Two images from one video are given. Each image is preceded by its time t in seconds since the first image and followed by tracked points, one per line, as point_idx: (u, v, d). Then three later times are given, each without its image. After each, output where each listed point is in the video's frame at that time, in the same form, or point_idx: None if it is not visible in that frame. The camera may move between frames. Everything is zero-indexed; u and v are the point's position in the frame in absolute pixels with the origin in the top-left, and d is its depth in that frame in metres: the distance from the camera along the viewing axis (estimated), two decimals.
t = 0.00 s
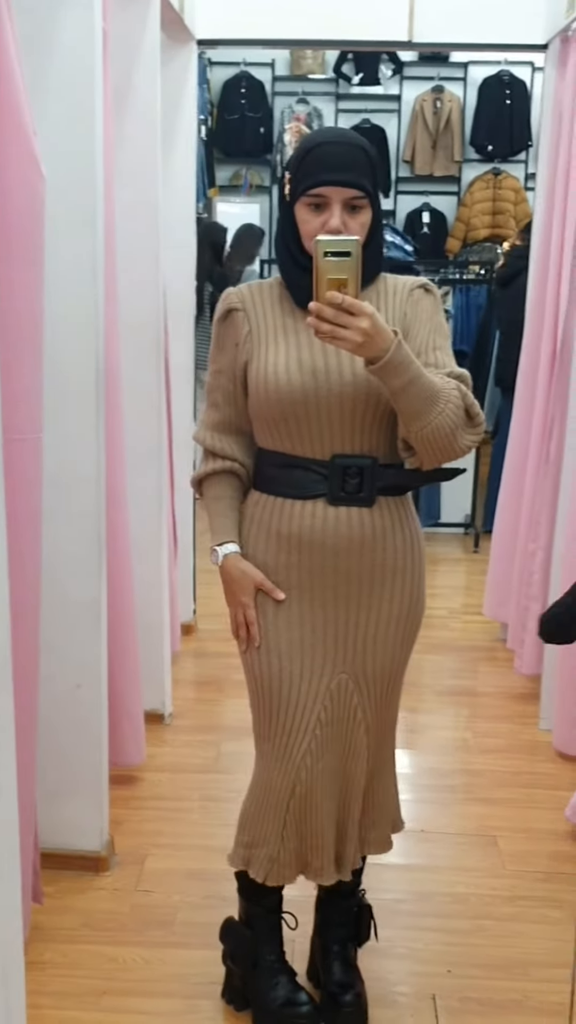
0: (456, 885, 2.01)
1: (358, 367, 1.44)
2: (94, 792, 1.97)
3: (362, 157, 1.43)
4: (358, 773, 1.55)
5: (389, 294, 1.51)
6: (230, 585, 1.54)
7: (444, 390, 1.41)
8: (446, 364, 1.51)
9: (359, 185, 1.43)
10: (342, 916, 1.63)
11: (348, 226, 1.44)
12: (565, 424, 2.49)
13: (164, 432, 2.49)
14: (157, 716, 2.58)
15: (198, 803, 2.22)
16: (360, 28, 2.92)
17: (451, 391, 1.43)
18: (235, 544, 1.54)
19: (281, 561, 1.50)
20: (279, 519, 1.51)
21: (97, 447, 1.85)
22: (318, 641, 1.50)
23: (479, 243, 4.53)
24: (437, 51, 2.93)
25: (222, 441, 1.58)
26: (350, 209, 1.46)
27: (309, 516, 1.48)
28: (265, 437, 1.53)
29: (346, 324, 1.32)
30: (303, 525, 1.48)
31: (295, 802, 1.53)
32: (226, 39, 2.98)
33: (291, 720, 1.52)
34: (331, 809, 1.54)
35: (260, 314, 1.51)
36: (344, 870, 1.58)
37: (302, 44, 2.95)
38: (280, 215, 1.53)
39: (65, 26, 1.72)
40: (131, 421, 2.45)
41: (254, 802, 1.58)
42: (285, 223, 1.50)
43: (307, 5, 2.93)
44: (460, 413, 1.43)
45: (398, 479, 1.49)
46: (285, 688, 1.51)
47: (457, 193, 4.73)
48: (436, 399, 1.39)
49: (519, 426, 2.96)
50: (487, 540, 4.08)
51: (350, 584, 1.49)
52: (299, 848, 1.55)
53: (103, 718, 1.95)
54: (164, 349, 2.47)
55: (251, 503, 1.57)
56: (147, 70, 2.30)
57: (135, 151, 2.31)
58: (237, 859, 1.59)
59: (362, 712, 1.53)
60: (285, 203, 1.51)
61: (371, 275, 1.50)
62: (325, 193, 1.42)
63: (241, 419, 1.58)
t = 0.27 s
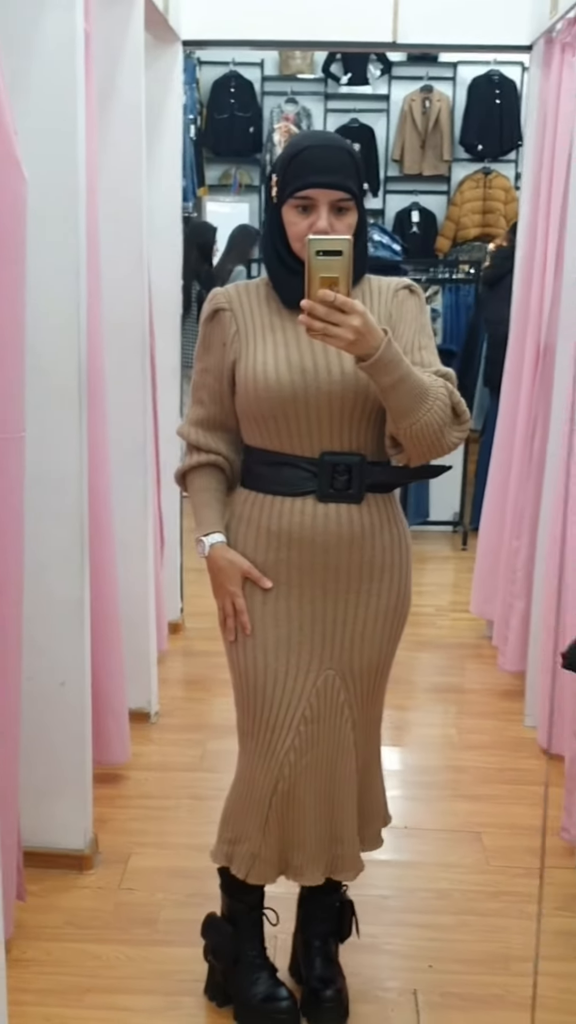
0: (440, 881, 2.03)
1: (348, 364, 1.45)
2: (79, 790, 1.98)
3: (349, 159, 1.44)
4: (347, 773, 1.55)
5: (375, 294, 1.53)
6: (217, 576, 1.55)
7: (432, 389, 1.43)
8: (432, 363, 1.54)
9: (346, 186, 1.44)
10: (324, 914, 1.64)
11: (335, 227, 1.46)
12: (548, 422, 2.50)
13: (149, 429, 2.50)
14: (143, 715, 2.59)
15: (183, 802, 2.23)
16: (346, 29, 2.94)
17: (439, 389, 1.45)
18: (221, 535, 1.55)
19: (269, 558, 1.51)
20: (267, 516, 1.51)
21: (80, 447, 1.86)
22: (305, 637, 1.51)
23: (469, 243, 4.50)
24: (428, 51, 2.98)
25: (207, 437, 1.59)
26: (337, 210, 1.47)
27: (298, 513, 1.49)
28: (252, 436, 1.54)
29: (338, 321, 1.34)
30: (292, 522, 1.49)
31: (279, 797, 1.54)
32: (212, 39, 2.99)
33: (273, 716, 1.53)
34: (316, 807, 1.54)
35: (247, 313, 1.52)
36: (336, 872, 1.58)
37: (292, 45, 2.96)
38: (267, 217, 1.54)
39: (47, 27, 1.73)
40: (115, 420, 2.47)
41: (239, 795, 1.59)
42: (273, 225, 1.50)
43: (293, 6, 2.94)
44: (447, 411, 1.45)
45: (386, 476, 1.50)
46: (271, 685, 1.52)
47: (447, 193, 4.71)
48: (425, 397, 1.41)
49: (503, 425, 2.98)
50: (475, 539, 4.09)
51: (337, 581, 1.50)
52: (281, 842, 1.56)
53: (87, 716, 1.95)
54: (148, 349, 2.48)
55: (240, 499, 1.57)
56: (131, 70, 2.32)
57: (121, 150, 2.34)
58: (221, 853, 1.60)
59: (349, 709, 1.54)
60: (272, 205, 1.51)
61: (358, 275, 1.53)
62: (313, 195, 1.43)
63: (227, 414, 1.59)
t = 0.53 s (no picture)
0: (425, 876, 2.04)
1: (337, 361, 1.47)
2: (65, 787, 1.98)
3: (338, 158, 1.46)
4: (333, 766, 1.56)
5: (365, 294, 1.55)
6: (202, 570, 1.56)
7: (425, 383, 1.46)
8: (422, 359, 1.56)
9: (336, 186, 1.46)
10: (309, 911, 1.64)
11: (325, 228, 1.46)
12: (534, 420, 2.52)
13: (136, 428, 2.51)
14: (130, 712, 2.60)
15: (170, 799, 2.24)
16: (334, 28, 2.95)
17: (432, 383, 1.48)
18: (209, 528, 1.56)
19: (257, 553, 1.51)
20: (255, 513, 1.52)
21: (65, 444, 1.86)
22: (292, 632, 1.52)
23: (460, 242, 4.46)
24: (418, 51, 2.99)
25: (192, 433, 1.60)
26: (326, 210, 1.48)
27: (286, 510, 1.50)
28: (241, 433, 1.55)
29: (331, 318, 1.36)
30: (279, 519, 1.50)
31: (266, 793, 1.55)
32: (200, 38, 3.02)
33: (259, 712, 1.54)
34: (303, 802, 1.55)
35: (237, 311, 1.53)
36: (328, 876, 1.58)
37: (282, 44, 2.96)
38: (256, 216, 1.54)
39: (33, 27, 1.73)
40: (103, 418, 2.48)
41: (226, 791, 1.60)
42: (262, 224, 1.51)
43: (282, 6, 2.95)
44: (441, 405, 1.49)
45: (374, 473, 1.52)
46: (257, 680, 1.53)
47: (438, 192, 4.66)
48: (419, 391, 1.44)
49: (492, 425, 3.03)
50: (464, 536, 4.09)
51: (324, 577, 1.51)
52: (268, 841, 1.56)
53: (73, 714, 1.96)
54: (136, 349, 2.49)
55: (228, 497, 1.58)
56: (118, 70, 2.34)
57: (109, 149, 2.35)
58: (207, 848, 1.61)
59: (336, 705, 1.55)
60: (261, 203, 1.52)
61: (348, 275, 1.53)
62: (304, 194, 1.45)
63: (213, 412, 1.60)
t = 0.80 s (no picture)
0: (411, 870, 2.05)
1: (326, 358, 1.48)
2: (54, 783, 2.00)
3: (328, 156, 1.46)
4: (314, 760, 1.58)
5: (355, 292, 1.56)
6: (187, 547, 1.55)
7: (420, 376, 1.47)
8: (415, 353, 1.58)
9: (326, 184, 1.47)
10: (294, 903, 1.66)
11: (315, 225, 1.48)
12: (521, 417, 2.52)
13: (124, 425, 2.51)
14: (120, 708, 2.61)
15: (159, 794, 2.25)
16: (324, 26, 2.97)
17: (427, 376, 1.49)
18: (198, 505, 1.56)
19: (244, 547, 1.52)
20: (243, 508, 1.53)
21: (53, 440, 1.87)
22: (277, 626, 1.53)
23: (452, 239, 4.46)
24: (410, 49, 3.01)
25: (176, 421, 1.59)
26: (316, 208, 1.49)
27: (274, 505, 1.51)
28: (229, 428, 1.56)
29: (325, 314, 1.36)
30: (267, 514, 1.51)
31: (244, 786, 1.56)
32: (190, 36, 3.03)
33: (239, 706, 1.55)
34: (281, 796, 1.56)
35: (227, 307, 1.54)
36: (307, 870, 1.60)
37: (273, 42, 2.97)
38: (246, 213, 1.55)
39: (20, 25, 1.74)
40: (91, 415, 2.48)
41: (207, 783, 1.62)
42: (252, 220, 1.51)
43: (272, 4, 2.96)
44: (437, 398, 1.50)
45: (363, 469, 1.53)
46: (239, 673, 1.54)
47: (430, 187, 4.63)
48: (414, 384, 1.46)
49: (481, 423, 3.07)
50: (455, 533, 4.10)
51: (310, 572, 1.52)
52: (246, 833, 1.57)
53: (61, 709, 1.97)
54: (125, 349, 2.50)
55: (216, 492, 1.59)
56: (104, 68, 2.33)
57: (97, 147, 2.35)
58: (188, 838, 1.63)
59: (318, 700, 1.56)
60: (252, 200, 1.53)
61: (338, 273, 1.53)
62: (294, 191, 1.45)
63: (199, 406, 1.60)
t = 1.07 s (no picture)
0: (403, 868, 2.06)
1: (319, 357, 1.48)
2: (46, 781, 2.00)
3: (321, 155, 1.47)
4: (298, 760, 1.59)
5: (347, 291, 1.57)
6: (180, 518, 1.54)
7: (413, 376, 1.48)
8: (408, 353, 1.58)
9: (319, 183, 1.47)
10: (286, 901, 1.67)
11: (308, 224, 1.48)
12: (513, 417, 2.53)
13: (116, 423, 2.51)
14: (113, 707, 2.62)
15: (153, 793, 2.25)
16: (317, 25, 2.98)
17: (419, 376, 1.50)
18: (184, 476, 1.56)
19: (235, 546, 1.53)
20: (235, 506, 1.53)
21: (44, 439, 1.87)
22: (266, 625, 1.53)
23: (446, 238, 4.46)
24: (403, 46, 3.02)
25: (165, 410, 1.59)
26: (309, 207, 1.50)
27: (265, 503, 1.51)
28: (220, 426, 1.57)
29: (319, 313, 1.37)
30: (258, 512, 1.51)
31: (227, 782, 1.57)
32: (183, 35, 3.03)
33: (223, 703, 1.56)
34: (263, 792, 1.58)
35: (219, 305, 1.54)
36: (287, 866, 1.60)
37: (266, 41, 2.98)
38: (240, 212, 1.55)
39: (11, 24, 1.74)
40: (81, 415, 2.49)
41: (193, 777, 1.63)
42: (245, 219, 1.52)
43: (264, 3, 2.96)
44: (429, 399, 1.51)
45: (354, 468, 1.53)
46: (225, 670, 1.55)
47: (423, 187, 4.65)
48: (407, 384, 1.46)
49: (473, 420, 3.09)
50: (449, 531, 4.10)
51: (300, 571, 1.52)
52: (227, 827, 1.59)
53: (54, 708, 1.98)
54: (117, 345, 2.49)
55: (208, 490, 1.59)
56: (95, 67, 2.34)
57: (89, 143, 2.35)
58: (175, 832, 1.65)
59: (305, 699, 1.57)
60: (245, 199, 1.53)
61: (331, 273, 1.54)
62: (287, 191, 1.46)
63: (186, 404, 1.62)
